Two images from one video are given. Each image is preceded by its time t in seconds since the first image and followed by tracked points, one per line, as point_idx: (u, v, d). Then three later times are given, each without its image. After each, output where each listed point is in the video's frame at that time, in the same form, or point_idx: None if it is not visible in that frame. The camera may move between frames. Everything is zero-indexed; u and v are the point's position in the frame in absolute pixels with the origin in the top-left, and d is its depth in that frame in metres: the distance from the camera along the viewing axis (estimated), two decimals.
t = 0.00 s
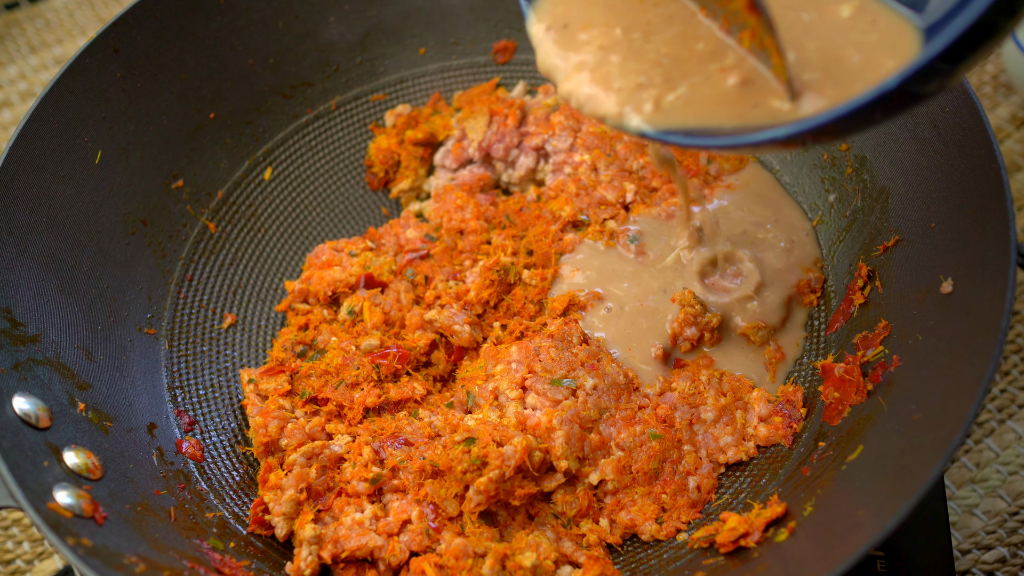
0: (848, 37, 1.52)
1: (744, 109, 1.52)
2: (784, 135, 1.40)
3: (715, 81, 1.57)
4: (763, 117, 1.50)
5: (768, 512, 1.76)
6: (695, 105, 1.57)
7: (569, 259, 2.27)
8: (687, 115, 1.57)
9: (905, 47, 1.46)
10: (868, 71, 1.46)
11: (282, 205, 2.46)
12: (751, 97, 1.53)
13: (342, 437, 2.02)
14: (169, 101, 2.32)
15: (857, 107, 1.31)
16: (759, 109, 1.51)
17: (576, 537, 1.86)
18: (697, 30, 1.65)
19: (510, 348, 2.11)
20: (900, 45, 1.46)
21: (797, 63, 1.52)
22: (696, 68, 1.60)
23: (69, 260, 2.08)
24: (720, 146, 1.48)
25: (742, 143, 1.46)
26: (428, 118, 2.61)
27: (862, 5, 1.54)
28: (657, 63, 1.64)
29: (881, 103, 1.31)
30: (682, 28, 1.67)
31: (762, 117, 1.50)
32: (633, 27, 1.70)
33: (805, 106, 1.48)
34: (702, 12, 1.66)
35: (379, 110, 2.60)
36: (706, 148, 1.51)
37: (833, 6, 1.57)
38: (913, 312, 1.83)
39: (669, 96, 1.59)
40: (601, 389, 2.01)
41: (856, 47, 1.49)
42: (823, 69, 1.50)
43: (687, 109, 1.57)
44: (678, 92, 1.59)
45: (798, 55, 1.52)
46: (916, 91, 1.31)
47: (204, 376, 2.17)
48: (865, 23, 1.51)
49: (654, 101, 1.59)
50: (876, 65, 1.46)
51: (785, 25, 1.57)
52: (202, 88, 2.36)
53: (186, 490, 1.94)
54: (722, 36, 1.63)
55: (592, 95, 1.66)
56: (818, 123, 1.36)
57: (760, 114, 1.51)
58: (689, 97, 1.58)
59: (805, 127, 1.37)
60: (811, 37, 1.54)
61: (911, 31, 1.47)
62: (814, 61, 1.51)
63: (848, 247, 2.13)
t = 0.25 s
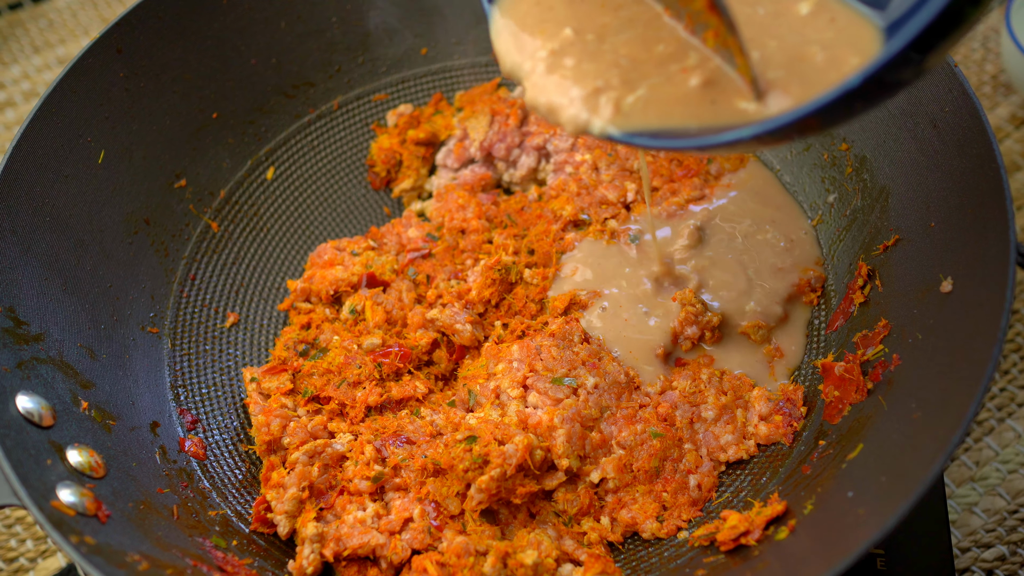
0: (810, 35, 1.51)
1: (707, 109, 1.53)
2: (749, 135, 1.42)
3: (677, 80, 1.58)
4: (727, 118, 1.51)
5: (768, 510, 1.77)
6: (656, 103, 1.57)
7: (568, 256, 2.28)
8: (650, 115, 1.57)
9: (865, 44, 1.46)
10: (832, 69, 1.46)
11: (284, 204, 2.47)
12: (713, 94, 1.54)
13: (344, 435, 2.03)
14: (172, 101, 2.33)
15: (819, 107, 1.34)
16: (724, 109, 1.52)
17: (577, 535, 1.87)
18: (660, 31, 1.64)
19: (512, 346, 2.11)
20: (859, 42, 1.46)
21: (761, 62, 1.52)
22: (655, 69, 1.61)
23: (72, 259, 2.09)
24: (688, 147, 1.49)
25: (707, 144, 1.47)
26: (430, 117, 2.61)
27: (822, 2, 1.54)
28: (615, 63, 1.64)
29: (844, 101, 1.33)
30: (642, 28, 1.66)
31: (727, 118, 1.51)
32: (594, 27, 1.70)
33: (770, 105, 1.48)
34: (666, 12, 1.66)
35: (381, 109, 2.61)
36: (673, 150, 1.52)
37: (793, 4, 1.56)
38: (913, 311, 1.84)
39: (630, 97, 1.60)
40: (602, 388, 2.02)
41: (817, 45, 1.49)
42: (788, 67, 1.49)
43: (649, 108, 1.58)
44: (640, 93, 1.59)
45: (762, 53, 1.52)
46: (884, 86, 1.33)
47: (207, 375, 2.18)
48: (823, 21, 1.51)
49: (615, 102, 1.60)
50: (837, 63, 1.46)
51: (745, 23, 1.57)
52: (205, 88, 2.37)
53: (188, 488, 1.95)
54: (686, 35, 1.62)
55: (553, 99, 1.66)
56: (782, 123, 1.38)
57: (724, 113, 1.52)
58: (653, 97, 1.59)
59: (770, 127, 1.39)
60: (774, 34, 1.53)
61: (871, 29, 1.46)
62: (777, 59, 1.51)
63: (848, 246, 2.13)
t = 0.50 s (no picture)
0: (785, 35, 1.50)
1: (681, 104, 1.50)
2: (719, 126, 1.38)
3: (650, 76, 1.54)
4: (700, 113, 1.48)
5: (769, 508, 1.77)
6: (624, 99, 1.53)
7: (565, 257, 2.28)
8: (618, 106, 1.53)
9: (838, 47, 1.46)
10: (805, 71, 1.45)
11: (287, 204, 2.48)
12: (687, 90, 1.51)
13: (346, 434, 2.04)
14: (174, 100, 2.33)
15: (791, 99, 1.30)
16: (695, 106, 1.49)
17: (578, 533, 1.87)
18: (637, 30, 1.60)
19: (513, 345, 2.12)
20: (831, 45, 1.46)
21: (734, 61, 1.50)
22: (628, 65, 1.56)
23: (75, 258, 2.10)
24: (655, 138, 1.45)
25: (675, 133, 1.43)
26: (431, 117, 2.62)
27: (795, 2, 1.52)
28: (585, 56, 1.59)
29: (814, 92, 1.30)
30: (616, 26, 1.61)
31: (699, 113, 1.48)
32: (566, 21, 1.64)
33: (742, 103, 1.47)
34: (643, 10, 1.61)
35: (383, 109, 2.62)
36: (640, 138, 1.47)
37: (766, 3, 1.55)
38: (913, 310, 1.84)
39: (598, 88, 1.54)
40: (603, 386, 2.03)
41: (793, 46, 1.48)
42: (762, 67, 1.48)
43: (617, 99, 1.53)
44: (610, 85, 1.55)
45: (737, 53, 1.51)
46: (857, 77, 1.31)
47: (210, 374, 2.19)
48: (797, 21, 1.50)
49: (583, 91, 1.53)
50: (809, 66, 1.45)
51: (719, 20, 1.55)
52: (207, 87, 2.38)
53: (191, 486, 1.95)
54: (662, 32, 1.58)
55: (518, 88, 1.60)
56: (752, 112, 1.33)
57: (699, 109, 1.49)
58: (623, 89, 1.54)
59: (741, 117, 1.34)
60: (747, 33, 1.52)
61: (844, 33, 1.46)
62: (751, 58, 1.50)
63: (848, 245, 2.14)
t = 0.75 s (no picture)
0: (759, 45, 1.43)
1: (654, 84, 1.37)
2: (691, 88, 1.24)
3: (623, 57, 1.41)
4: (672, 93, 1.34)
5: (769, 506, 1.78)
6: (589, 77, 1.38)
7: (562, 259, 2.29)
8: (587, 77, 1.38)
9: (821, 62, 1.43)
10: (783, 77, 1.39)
11: (289, 203, 2.49)
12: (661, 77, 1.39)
13: (348, 432, 2.05)
14: (177, 100, 2.34)
15: (766, 71, 1.21)
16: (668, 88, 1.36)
17: (579, 531, 1.88)
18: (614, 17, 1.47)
19: (514, 344, 2.13)
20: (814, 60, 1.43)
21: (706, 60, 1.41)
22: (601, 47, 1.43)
23: (78, 257, 2.11)
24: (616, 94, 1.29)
25: (639, 94, 1.28)
26: (433, 117, 2.63)
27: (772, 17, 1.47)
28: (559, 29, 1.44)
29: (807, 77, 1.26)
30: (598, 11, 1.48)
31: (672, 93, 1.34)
32: None
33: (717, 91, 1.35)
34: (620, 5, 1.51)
35: (384, 109, 2.63)
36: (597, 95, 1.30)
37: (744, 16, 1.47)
38: (913, 309, 1.85)
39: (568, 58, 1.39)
40: (605, 385, 2.03)
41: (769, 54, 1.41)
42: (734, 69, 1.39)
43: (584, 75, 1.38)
44: (579, 57, 1.40)
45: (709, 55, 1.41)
46: (866, 80, 1.32)
47: (212, 373, 2.20)
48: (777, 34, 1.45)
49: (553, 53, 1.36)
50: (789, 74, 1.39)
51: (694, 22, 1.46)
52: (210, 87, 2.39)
53: (194, 485, 1.96)
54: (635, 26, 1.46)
55: (484, 38, 1.39)
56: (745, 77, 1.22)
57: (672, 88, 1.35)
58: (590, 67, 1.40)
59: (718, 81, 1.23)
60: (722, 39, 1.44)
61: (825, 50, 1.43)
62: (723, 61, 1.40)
63: (848, 244, 2.15)
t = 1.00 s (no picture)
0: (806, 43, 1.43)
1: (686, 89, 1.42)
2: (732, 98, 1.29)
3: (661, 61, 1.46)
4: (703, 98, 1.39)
5: (769, 505, 1.79)
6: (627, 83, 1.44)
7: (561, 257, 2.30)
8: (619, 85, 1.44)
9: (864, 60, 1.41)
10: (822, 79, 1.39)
11: (291, 203, 2.50)
12: (703, 78, 1.43)
13: (350, 431, 2.06)
14: (179, 100, 2.35)
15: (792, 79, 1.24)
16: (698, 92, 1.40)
17: (580, 529, 1.89)
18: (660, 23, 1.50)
19: (516, 343, 2.14)
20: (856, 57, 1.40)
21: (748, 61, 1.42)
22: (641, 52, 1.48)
23: (82, 256, 2.11)
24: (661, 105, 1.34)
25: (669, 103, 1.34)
26: (435, 117, 2.65)
27: (821, 18, 1.45)
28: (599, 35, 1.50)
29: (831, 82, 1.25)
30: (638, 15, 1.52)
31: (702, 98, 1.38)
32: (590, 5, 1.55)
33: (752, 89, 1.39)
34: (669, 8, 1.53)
35: (387, 109, 2.64)
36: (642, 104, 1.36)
37: (797, 17, 1.46)
38: (913, 308, 1.86)
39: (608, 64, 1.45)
40: (606, 384, 2.04)
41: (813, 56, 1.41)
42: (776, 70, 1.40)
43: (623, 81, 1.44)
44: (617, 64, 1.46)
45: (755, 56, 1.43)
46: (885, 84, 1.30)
47: (215, 371, 2.21)
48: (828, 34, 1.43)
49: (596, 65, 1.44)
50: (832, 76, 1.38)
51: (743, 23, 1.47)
52: (212, 87, 2.40)
53: (196, 483, 1.97)
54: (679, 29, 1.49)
55: (527, 45, 1.44)
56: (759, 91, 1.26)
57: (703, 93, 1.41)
58: (636, 76, 1.46)
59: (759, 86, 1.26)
60: (772, 35, 1.44)
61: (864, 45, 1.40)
62: (766, 62, 1.41)
63: (848, 243, 2.16)
